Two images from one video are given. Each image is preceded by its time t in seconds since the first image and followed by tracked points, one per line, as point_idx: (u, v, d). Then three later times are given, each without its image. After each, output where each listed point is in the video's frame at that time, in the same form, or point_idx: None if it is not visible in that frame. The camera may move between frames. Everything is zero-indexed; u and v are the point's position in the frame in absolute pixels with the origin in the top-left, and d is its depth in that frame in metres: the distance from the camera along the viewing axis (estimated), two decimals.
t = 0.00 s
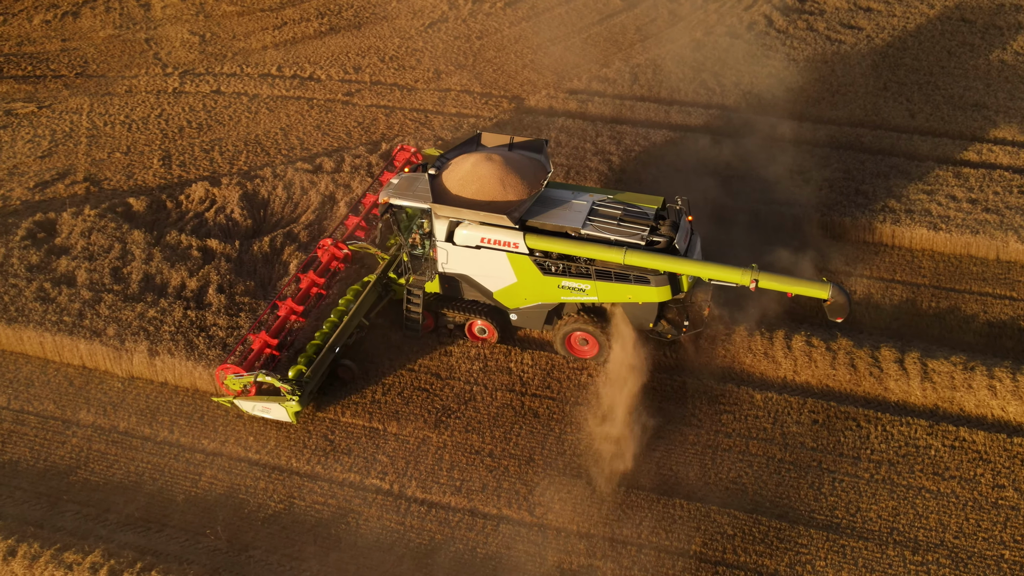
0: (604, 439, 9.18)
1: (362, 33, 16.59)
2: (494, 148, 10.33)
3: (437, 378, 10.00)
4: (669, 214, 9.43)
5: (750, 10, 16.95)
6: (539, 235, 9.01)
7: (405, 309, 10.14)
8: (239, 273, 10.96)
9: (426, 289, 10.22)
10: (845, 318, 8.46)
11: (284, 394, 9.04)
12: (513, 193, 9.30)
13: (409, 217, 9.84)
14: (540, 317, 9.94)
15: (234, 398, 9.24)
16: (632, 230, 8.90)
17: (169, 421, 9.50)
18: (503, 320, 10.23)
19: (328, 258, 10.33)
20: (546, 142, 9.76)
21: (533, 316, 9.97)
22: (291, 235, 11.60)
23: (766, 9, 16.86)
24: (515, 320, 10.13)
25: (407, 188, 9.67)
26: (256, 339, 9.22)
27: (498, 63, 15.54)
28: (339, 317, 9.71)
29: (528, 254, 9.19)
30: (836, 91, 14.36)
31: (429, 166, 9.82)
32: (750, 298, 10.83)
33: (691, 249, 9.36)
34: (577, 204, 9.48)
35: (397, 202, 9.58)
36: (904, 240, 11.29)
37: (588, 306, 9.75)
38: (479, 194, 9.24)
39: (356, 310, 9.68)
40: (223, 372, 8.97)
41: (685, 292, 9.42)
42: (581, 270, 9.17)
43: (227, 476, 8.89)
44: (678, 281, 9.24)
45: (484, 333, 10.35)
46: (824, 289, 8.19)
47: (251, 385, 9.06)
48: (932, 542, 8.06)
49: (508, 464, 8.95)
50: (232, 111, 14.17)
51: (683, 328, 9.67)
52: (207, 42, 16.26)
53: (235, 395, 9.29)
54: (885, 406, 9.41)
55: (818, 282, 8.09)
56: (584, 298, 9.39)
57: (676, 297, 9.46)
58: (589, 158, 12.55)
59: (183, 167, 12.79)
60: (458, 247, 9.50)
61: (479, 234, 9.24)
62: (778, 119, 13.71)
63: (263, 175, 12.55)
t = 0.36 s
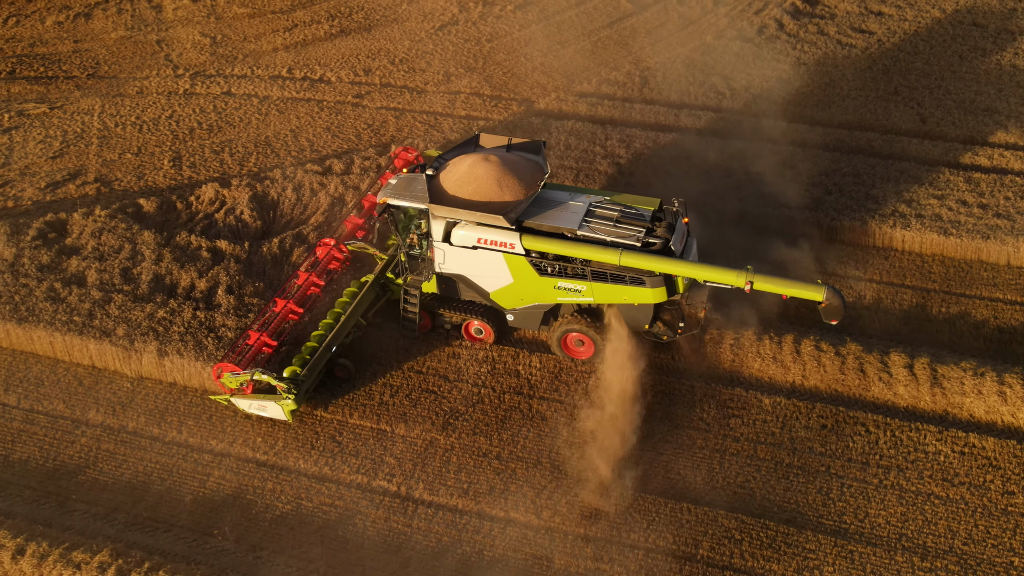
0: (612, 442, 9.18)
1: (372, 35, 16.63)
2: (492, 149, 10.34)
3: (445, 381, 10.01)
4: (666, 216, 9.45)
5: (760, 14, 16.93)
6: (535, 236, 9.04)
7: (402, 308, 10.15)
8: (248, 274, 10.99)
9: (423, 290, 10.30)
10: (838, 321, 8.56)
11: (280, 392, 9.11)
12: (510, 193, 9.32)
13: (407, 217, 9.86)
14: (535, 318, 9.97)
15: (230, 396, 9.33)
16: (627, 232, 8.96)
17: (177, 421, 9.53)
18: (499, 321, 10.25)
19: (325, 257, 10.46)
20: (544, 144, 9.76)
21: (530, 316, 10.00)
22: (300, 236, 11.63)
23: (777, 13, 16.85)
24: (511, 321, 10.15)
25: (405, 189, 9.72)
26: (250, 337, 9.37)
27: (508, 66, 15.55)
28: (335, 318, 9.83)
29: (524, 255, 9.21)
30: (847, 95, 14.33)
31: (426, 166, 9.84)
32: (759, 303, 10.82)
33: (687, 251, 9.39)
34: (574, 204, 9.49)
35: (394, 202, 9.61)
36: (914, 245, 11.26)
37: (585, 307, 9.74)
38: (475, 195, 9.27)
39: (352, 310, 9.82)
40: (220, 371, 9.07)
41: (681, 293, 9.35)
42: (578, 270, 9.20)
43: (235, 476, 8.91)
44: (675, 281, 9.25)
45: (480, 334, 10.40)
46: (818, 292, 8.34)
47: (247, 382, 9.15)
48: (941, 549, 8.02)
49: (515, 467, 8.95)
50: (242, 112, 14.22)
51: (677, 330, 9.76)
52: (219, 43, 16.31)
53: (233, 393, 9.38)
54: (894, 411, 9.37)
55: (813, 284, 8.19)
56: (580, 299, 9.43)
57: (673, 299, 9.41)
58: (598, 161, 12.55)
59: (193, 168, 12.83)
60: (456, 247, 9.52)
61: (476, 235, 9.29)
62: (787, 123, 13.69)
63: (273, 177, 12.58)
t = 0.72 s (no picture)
0: (620, 447, 9.17)
1: (382, 40, 16.68)
2: (489, 152, 10.32)
3: (452, 385, 10.01)
4: (661, 221, 9.53)
5: (770, 20, 16.92)
6: (530, 239, 9.09)
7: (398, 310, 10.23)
8: (256, 278, 11.03)
9: (420, 293, 10.41)
10: (834, 325, 8.45)
11: (276, 393, 9.19)
12: (506, 197, 9.33)
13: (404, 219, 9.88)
14: (532, 320, 10.01)
15: (226, 396, 9.38)
16: (622, 235, 8.98)
17: (185, 424, 9.55)
18: (496, 323, 10.30)
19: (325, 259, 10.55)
20: (541, 147, 9.73)
21: (525, 319, 10.02)
22: (308, 240, 11.66)
23: (786, 20, 16.83)
24: (508, 324, 10.21)
25: (403, 192, 9.77)
26: (249, 337, 9.46)
27: (518, 71, 15.57)
28: (332, 319, 9.96)
29: (520, 258, 9.29)
30: (856, 101, 14.30)
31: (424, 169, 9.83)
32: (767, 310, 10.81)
33: (683, 255, 9.37)
34: (571, 208, 9.52)
35: (392, 205, 9.68)
36: (924, 252, 11.21)
37: (581, 310, 9.80)
38: (472, 198, 9.28)
39: (348, 312, 9.97)
40: (216, 370, 9.15)
41: (677, 297, 9.32)
42: (573, 274, 9.22)
43: (242, 479, 8.93)
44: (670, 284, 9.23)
45: (477, 336, 10.42)
46: (813, 296, 8.19)
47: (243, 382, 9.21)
48: (950, 557, 7.98)
49: (522, 472, 8.94)
50: (252, 116, 14.27)
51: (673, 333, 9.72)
52: (229, 48, 16.38)
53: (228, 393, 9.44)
54: (903, 418, 9.33)
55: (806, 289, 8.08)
56: (576, 302, 9.44)
57: (668, 303, 9.38)
58: (607, 166, 12.56)
59: (203, 172, 12.88)
60: (452, 250, 9.63)
61: (472, 237, 9.38)
62: (797, 130, 13.68)
63: (282, 181, 12.61)
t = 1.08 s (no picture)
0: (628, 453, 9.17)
1: (393, 44, 16.72)
2: (488, 156, 10.44)
3: (461, 390, 10.01)
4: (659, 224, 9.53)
5: (781, 26, 16.91)
6: (528, 241, 9.11)
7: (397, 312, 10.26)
8: (266, 281, 11.07)
9: (419, 295, 10.44)
10: (828, 330, 8.53)
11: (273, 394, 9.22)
12: (504, 200, 9.44)
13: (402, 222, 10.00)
14: (529, 323, 10.05)
15: (224, 396, 9.46)
16: (620, 239, 9.00)
17: (194, 427, 9.58)
18: (494, 326, 10.33)
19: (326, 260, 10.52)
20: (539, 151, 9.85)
21: (523, 321, 10.08)
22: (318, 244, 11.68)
23: (798, 26, 16.81)
24: (505, 326, 10.24)
25: (402, 195, 9.85)
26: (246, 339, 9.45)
27: (528, 76, 15.59)
28: (330, 320, 9.99)
29: (517, 261, 9.29)
30: (868, 108, 14.27)
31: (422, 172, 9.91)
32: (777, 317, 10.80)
33: (680, 259, 9.39)
34: (568, 212, 9.55)
35: (390, 207, 9.74)
36: (935, 259, 11.17)
37: (578, 313, 9.81)
38: (470, 201, 9.37)
39: (347, 313, 10.01)
40: (215, 370, 9.14)
41: (674, 301, 9.44)
42: (570, 277, 9.24)
43: (250, 483, 8.94)
44: (665, 289, 9.26)
45: (475, 338, 10.44)
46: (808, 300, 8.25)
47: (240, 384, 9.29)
48: (960, 567, 7.93)
49: (531, 478, 8.94)
50: (263, 120, 14.31)
51: (670, 337, 9.72)
52: (240, 52, 16.44)
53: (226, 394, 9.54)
54: (913, 427, 9.29)
55: (803, 293, 8.11)
56: (572, 306, 9.48)
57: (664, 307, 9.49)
58: (617, 172, 12.56)
59: (214, 175, 12.93)
60: (449, 252, 9.62)
61: (470, 240, 9.36)
62: (807, 136, 13.66)
63: (292, 185, 12.65)
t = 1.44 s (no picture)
0: (639, 460, 9.16)
1: (407, 49, 16.77)
2: (491, 159, 10.44)
3: (473, 395, 10.01)
4: (661, 228, 9.53)
5: (796, 33, 16.87)
6: (528, 244, 9.11)
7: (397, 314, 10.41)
8: (278, 284, 11.11)
9: (420, 297, 10.46)
10: (829, 334, 8.48)
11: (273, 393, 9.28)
12: (504, 203, 9.43)
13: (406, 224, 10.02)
14: (529, 326, 10.05)
15: (225, 395, 9.50)
16: (620, 242, 8.96)
17: (206, 428, 9.61)
18: (494, 329, 10.35)
19: (325, 261, 10.61)
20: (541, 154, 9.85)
21: (524, 324, 10.07)
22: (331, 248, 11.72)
23: (813, 33, 16.77)
24: (506, 329, 10.26)
25: (404, 197, 9.89)
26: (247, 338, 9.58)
27: (542, 82, 15.61)
28: (331, 322, 10.17)
29: (517, 263, 9.29)
30: (883, 115, 14.22)
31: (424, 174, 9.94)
32: (790, 325, 10.76)
33: (681, 263, 9.36)
34: (569, 215, 9.54)
35: (391, 209, 9.80)
36: (950, 268, 11.10)
37: (579, 316, 9.79)
38: (471, 203, 9.38)
39: (348, 315, 10.19)
40: (215, 369, 9.26)
41: (674, 305, 9.39)
42: (570, 280, 9.22)
43: (261, 485, 8.96)
44: (665, 293, 9.24)
45: (475, 341, 10.47)
46: (807, 305, 8.20)
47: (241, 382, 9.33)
48: None
49: (541, 483, 8.92)
50: (277, 123, 14.38)
51: (669, 341, 9.69)
52: (255, 56, 16.52)
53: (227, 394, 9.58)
54: (927, 436, 9.23)
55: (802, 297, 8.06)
56: (572, 308, 9.44)
57: (665, 311, 9.45)
58: (629, 178, 12.56)
59: (228, 178, 13.00)
60: (450, 254, 9.64)
61: (471, 242, 9.37)
62: (821, 143, 13.61)
63: (306, 188, 12.69)
